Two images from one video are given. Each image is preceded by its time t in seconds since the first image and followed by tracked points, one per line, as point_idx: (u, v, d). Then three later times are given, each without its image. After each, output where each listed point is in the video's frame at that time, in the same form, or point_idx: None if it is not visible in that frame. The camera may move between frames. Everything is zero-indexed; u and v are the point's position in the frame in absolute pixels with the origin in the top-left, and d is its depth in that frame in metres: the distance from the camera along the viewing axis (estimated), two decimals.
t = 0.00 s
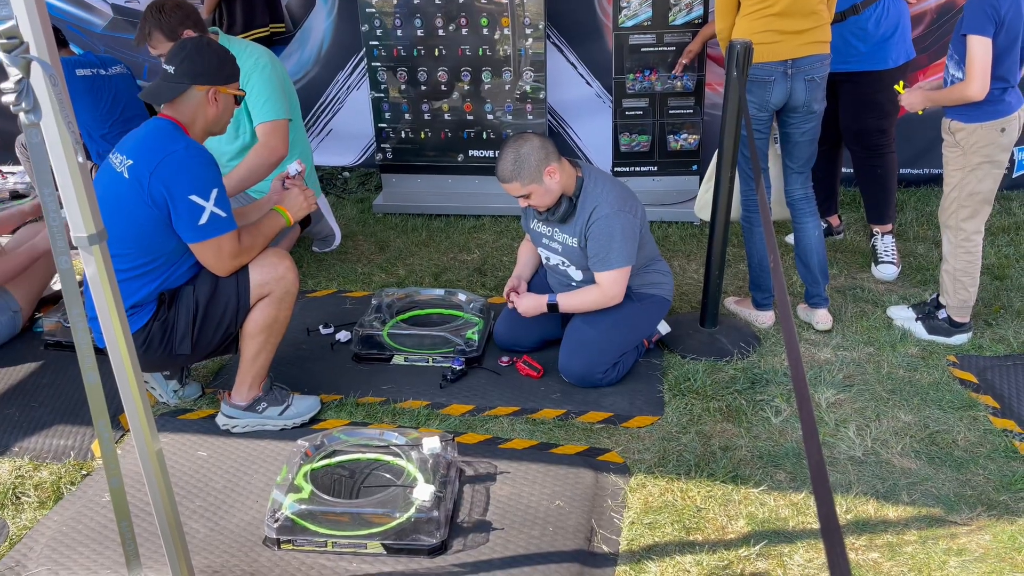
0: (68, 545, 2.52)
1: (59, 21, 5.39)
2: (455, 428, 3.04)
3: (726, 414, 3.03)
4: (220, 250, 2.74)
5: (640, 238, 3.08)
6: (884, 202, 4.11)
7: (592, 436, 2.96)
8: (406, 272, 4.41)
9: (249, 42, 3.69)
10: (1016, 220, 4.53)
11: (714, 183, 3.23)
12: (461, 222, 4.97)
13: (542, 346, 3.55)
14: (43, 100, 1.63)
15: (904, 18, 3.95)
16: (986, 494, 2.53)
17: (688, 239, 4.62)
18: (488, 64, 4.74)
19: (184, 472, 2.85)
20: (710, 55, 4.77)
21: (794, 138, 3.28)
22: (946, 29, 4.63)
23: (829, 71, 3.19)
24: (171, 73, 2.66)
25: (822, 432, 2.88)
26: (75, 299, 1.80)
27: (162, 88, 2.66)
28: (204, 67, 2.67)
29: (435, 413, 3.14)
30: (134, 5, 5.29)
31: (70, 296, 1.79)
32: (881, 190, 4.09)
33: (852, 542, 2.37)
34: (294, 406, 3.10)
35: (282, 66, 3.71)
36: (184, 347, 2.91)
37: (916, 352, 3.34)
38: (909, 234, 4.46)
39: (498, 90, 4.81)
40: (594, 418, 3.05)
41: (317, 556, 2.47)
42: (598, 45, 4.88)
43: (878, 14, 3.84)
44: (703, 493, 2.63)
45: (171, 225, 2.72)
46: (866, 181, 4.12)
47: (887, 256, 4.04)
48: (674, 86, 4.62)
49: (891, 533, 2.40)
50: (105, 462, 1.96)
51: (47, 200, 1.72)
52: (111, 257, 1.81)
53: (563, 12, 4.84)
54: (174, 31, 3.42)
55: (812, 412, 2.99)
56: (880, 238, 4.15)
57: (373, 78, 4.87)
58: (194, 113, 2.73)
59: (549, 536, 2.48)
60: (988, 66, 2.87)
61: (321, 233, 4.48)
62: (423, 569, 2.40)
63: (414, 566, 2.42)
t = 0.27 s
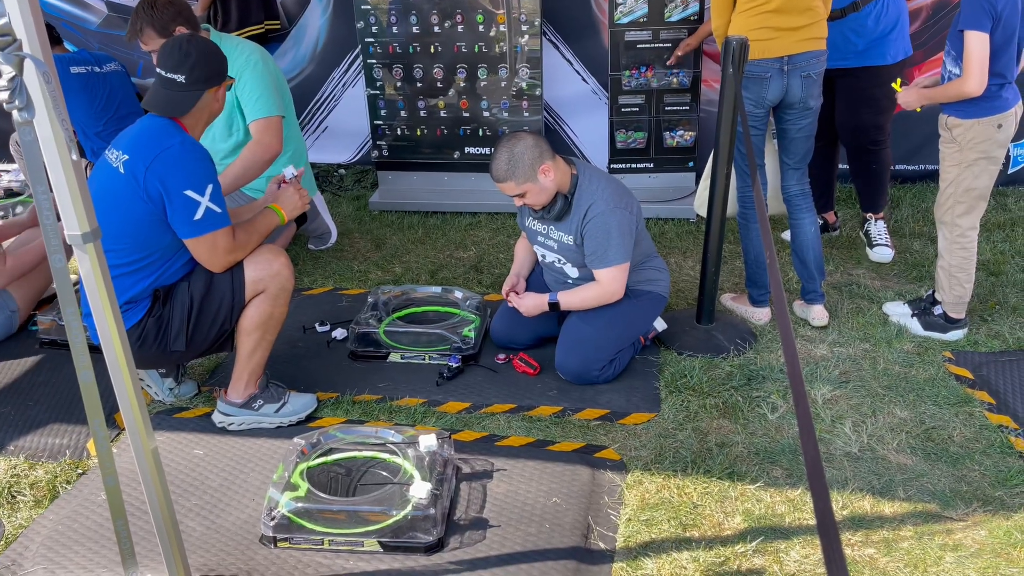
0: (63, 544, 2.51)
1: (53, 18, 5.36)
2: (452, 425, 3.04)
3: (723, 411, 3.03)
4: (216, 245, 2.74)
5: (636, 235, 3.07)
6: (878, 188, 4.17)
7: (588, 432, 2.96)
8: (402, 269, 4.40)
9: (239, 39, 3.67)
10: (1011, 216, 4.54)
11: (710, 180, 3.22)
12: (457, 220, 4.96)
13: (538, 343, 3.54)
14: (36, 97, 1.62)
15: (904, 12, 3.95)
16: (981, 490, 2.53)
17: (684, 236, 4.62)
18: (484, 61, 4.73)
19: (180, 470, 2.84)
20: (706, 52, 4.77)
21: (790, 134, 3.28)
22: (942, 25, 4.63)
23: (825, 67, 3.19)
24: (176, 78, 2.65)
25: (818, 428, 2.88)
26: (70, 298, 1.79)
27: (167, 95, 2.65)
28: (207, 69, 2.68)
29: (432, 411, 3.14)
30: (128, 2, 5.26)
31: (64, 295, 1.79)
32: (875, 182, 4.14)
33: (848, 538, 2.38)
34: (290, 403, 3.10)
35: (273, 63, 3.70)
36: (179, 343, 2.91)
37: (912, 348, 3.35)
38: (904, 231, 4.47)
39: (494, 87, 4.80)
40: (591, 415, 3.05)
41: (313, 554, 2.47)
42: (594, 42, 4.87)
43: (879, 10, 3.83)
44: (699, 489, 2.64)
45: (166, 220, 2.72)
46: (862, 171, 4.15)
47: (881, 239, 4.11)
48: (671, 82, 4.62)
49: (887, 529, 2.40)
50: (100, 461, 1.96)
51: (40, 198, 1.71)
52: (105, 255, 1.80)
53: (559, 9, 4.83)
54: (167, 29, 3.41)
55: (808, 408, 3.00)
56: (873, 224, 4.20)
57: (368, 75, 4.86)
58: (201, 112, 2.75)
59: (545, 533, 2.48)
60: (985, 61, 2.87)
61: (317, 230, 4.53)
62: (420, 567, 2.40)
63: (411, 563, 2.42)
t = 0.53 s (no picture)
0: (58, 543, 2.50)
1: (45, 15, 5.33)
2: (448, 422, 3.03)
3: (718, 406, 3.04)
4: (211, 241, 2.72)
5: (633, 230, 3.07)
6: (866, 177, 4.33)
7: (584, 428, 2.96)
8: (397, 266, 4.40)
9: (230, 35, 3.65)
10: (1005, 210, 4.55)
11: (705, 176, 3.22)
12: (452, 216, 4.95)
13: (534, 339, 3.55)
14: (27, 96, 1.61)
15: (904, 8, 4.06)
16: (976, 483, 2.54)
17: (679, 231, 4.62)
18: (479, 57, 4.72)
19: (175, 469, 2.84)
20: (699, 47, 4.76)
21: (786, 129, 3.27)
22: (936, 20, 4.64)
23: (819, 62, 3.19)
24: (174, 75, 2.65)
25: (813, 423, 2.88)
26: (63, 297, 1.79)
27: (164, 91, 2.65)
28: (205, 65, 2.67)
29: (427, 408, 3.13)
30: None
31: (57, 293, 1.78)
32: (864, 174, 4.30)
33: (843, 532, 2.38)
34: (286, 400, 3.09)
35: (266, 59, 3.68)
36: (173, 340, 2.89)
37: (906, 343, 3.36)
38: (899, 225, 4.47)
39: (488, 83, 4.79)
40: (587, 411, 3.05)
41: (309, 552, 2.47)
42: (588, 38, 4.87)
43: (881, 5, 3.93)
44: (695, 484, 2.64)
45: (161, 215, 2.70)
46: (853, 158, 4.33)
47: (859, 223, 4.32)
48: (665, 78, 4.62)
49: (882, 523, 2.41)
50: (94, 459, 1.96)
51: (32, 196, 1.70)
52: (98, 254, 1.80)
53: (553, 4, 4.82)
54: (160, 25, 3.40)
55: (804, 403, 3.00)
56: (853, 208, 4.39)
57: (363, 72, 4.85)
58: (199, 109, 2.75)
59: (542, 529, 2.48)
60: (981, 55, 2.88)
61: (312, 227, 4.52)
62: (416, 564, 2.40)
63: (407, 560, 2.41)
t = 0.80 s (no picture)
0: (53, 542, 2.50)
1: (34, 13, 5.29)
2: (442, 418, 3.03)
3: (712, 400, 3.04)
4: (203, 233, 2.71)
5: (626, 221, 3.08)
6: (861, 170, 4.33)
7: (578, 423, 2.96)
8: (390, 263, 4.39)
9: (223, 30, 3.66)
10: (996, 202, 4.57)
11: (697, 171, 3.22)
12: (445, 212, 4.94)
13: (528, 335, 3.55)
14: (16, 94, 1.60)
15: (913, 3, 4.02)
16: (969, 474, 2.55)
17: (672, 226, 4.63)
18: (471, 52, 4.71)
19: (170, 467, 2.83)
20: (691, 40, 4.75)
21: (776, 124, 3.29)
22: (927, 12, 4.65)
23: (808, 56, 3.19)
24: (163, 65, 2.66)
25: (807, 416, 2.89)
26: (54, 296, 1.78)
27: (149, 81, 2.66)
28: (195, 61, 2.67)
29: (422, 404, 3.13)
30: None
31: (48, 293, 1.77)
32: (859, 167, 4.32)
33: (837, 524, 2.39)
34: (281, 397, 3.08)
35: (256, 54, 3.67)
36: (162, 336, 2.87)
37: (899, 335, 3.37)
38: (891, 218, 4.49)
39: (480, 78, 4.78)
40: (581, 405, 3.06)
41: (305, 549, 2.47)
42: (580, 32, 4.86)
43: None
44: (689, 478, 2.64)
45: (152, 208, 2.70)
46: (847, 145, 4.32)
47: (852, 214, 4.33)
48: (657, 72, 4.62)
49: (876, 514, 2.42)
50: (88, 459, 1.95)
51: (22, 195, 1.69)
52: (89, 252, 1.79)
53: None
54: (150, 19, 3.38)
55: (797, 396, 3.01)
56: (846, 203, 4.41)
57: (354, 68, 4.83)
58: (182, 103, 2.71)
59: (537, 524, 2.48)
60: (973, 46, 2.87)
61: (305, 223, 4.53)
62: (412, 560, 2.40)
63: (403, 556, 2.41)
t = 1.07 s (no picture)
0: (46, 545, 2.48)
1: (19, 12, 5.25)
2: (436, 414, 3.03)
3: (705, 392, 3.05)
4: (182, 230, 2.68)
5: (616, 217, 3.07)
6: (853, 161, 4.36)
7: (572, 418, 2.97)
8: (382, 259, 4.38)
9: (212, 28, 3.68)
10: (985, 191, 4.58)
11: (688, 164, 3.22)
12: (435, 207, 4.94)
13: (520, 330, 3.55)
14: None
15: None
16: (961, 463, 2.57)
17: (664, 219, 4.63)
18: (460, 47, 4.70)
19: (163, 467, 2.82)
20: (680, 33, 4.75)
21: (754, 111, 3.32)
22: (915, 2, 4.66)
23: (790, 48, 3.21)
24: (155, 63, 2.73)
25: (799, 407, 2.90)
26: (43, 298, 1.77)
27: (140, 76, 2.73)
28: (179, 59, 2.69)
29: (415, 401, 3.13)
30: None
31: (37, 295, 1.76)
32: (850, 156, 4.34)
33: (830, 515, 2.40)
34: (274, 395, 3.08)
35: (242, 50, 3.67)
36: (141, 337, 2.82)
37: (890, 325, 3.38)
38: (881, 208, 4.50)
39: (469, 73, 4.76)
40: (574, 400, 3.06)
41: (300, 548, 2.46)
42: (569, 26, 4.85)
43: None
44: (683, 471, 2.65)
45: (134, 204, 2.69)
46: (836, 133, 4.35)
47: (841, 206, 4.35)
48: (647, 65, 4.61)
49: (869, 504, 2.43)
50: (80, 461, 1.95)
51: (8, 197, 1.68)
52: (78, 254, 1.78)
53: None
54: (136, 15, 3.36)
55: (790, 387, 3.02)
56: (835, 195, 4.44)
57: (343, 64, 4.81)
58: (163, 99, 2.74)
59: (531, 519, 2.48)
60: (961, 35, 2.87)
61: (296, 221, 4.40)
62: (407, 557, 2.40)
63: (398, 554, 2.41)
